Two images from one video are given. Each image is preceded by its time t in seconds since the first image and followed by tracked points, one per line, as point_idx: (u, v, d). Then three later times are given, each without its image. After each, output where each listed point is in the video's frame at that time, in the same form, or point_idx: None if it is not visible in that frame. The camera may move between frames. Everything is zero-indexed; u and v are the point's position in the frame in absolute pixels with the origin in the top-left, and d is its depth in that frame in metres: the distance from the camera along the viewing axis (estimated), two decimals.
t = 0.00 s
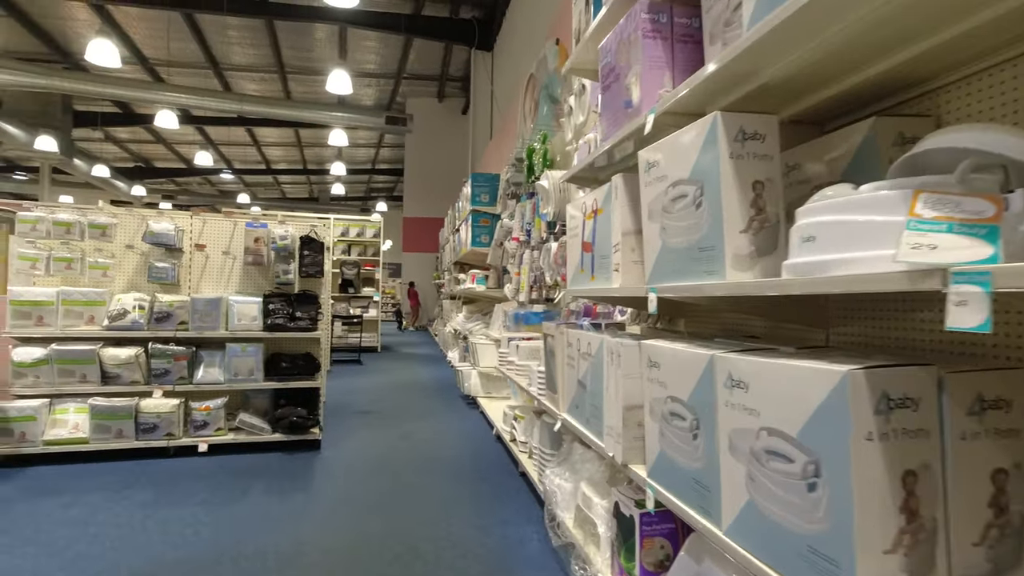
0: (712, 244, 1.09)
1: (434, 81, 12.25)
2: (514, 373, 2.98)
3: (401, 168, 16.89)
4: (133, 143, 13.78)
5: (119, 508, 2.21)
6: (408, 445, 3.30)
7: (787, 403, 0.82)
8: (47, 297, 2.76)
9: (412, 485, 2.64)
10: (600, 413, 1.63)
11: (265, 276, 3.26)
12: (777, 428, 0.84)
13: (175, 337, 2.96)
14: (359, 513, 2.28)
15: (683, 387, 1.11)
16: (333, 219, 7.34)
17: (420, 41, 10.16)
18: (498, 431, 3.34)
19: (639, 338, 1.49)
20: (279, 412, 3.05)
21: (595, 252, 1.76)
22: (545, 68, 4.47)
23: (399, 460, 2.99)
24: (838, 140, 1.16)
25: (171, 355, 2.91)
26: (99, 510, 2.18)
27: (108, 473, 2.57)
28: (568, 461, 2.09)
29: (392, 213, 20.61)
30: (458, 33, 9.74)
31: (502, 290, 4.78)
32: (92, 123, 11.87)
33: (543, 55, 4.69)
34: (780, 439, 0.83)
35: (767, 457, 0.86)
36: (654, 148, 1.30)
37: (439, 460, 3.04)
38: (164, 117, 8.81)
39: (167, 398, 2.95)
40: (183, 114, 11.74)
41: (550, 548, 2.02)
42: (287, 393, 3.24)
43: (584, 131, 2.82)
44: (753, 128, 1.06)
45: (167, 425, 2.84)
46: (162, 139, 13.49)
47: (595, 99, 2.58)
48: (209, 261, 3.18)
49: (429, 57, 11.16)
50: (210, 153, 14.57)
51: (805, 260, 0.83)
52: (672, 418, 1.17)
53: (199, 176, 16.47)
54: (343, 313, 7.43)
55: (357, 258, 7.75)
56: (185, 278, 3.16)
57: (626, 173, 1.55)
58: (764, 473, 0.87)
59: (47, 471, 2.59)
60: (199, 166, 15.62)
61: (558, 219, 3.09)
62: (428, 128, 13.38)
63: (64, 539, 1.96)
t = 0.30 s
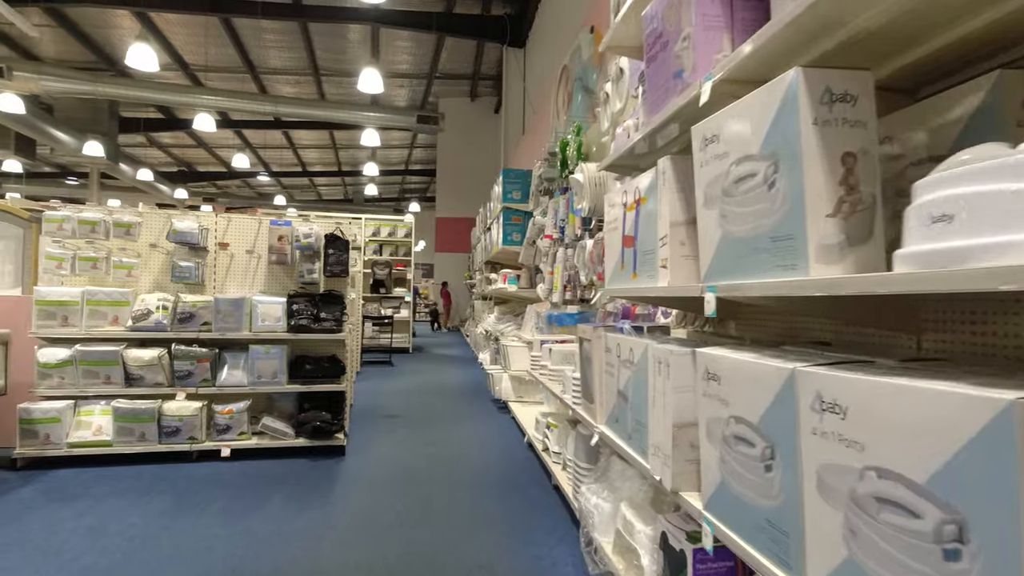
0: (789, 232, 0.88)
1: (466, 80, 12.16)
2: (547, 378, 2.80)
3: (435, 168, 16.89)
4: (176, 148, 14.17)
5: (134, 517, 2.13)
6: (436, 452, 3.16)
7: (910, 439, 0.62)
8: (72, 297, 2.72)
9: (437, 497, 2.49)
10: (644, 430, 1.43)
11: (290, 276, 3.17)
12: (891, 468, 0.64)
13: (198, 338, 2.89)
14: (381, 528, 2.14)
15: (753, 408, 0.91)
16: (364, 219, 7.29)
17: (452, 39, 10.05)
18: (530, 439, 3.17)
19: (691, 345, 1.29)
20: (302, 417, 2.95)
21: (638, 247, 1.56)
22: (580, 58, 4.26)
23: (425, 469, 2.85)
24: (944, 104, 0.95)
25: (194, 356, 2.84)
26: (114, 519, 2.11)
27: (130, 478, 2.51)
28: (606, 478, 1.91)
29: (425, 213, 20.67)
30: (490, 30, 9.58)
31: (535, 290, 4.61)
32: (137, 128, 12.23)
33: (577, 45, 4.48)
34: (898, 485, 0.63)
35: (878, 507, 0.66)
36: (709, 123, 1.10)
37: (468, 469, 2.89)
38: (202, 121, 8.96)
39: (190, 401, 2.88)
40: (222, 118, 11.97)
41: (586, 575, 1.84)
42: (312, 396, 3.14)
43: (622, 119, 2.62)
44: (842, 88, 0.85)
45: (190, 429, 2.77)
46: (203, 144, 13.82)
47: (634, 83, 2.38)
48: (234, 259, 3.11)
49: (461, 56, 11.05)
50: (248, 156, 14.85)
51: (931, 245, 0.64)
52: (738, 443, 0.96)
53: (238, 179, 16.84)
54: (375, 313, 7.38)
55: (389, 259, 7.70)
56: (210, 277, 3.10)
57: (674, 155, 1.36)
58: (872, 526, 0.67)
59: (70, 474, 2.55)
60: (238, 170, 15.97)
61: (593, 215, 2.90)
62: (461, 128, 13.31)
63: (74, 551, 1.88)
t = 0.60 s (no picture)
0: (886, 212, 0.67)
1: (494, 78, 12.02)
2: (576, 384, 2.62)
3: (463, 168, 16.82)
4: (211, 152, 14.44)
5: (142, 527, 2.04)
6: (459, 460, 3.00)
7: None
8: (88, 298, 2.67)
9: (458, 510, 2.33)
10: (688, 451, 1.23)
11: (309, 276, 3.07)
12: None
13: (214, 339, 2.80)
14: (396, 544, 1.99)
15: (835, 436, 0.71)
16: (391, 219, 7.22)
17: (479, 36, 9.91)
18: (559, 448, 2.98)
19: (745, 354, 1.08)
20: (320, 422, 2.84)
21: (679, 240, 1.37)
22: (610, 46, 4.05)
23: (447, 478, 2.69)
24: None
25: (211, 359, 2.75)
26: (122, 529, 2.02)
27: (143, 484, 2.43)
28: (643, 498, 1.72)
29: (454, 213, 20.66)
30: (517, 25, 9.40)
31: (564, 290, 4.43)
32: (173, 133, 12.48)
33: (607, 33, 4.28)
34: None
35: None
36: (771, 83, 0.90)
37: (492, 479, 2.72)
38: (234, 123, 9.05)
39: (207, 404, 2.80)
40: (253, 120, 12.12)
41: None
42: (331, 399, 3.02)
43: (656, 104, 2.41)
44: (956, 22, 0.64)
45: (206, 434, 2.68)
46: (236, 147, 14.06)
47: (670, 63, 2.18)
48: (252, 258, 3.03)
49: (489, 54, 10.91)
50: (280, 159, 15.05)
51: None
52: (814, 480, 0.76)
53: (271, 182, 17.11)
54: (402, 314, 7.28)
55: (416, 259, 7.61)
56: (227, 277, 3.02)
57: (723, 130, 1.16)
58: None
59: (85, 479, 2.49)
60: (271, 172, 16.20)
61: (626, 208, 2.70)
62: (489, 127, 13.18)
63: (78, 564, 1.78)
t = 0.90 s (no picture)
0: None
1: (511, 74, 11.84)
2: (599, 390, 2.44)
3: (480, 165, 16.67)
4: (230, 150, 14.50)
5: (135, 542, 1.91)
6: (474, 468, 2.85)
7: None
8: (87, 296, 2.56)
9: (472, 525, 2.17)
10: (738, 479, 1.04)
11: (317, 273, 2.94)
12: None
13: (217, 340, 2.68)
14: (402, 564, 1.84)
15: (971, 489, 0.53)
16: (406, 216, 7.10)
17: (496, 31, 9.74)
18: (579, 456, 2.81)
19: (813, 366, 0.90)
20: (328, 427, 2.71)
21: (723, 231, 1.18)
22: (632, 32, 3.86)
23: (460, 489, 2.54)
24: None
25: (214, 360, 2.63)
26: (113, 543, 1.90)
27: (141, 493, 2.32)
28: (676, 521, 1.54)
29: (471, 212, 20.54)
30: (535, 19, 9.20)
31: (584, 289, 4.24)
32: (191, 132, 12.54)
33: (629, 19, 4.08)
34: None
35: None
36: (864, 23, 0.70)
37: (507, 490, 2.56)
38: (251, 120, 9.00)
39: (210, 408, 2.68)
40: (270, 119, 12.11)
41: None
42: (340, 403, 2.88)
43: (687, 87, 2.21)
44: None
45: (209, 439, 2.57)
46: (254, 146, 14.09)
47: (702, 40, 1.99)
48: (258, 255, 2.90)
49: (506, 49, 10.72)
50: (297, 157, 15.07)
51: None
52: (932, 542, 0.58)
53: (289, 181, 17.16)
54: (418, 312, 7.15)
55: (431, 257, 7.49)
56: (233, 274, 2.90)
57: (782, 97, 0.97)
58: None
59: (83, 485, 2.39)
60: (289, 171, 16.24)
61: (652, 201, 2.51)
62: (506, 123, 13.01)
63: None
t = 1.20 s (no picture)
0: None
1: (518, 70, 11.68)
2: (613, 397, 2.26)
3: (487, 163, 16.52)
4: (237, 150, 14.45)
5: (112, 562, 1.78)
6: (479, 477, 2.70)
7: None
8: (71, 297, 2.43)
9: (475, 541, 2.03)
10: (784, 514, 0.88)
11: (314, 272, 2.80)
12: None
13: (208, 343, 2.54)
14: None
15: None
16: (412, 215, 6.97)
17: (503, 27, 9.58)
18: (591, 465, 2.65)
19: (884, 381, 0.73)
20: (325, 435, 2.56)
21: (760, 220, 1.01)
22: (644, 19, 3.69)
23: (464, 500, 2.39)
24: None
25: (204, 364, 2.49)
26: (89, 563, 1.76)
27: (125, 506, 2.19)
28: (700, 547, 1.38)
29: (479, 211, 20.40)
30: (543, 15, 9.03)
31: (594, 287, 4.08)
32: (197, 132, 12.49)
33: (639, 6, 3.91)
34: None
35: None
36: None
37: (514, 501, 2.41)
38: (255, 118, 8.90)
39: (200, 414, 2.54)
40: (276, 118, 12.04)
41: None
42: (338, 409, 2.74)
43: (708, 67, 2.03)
44: None
45: (199, 448, 2.43)
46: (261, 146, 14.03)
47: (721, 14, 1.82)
48: (251, 253, 2.77)
49: (513, 45, 10.56)
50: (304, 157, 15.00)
51: None
52: None
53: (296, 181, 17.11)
54: (424, 312, 7.02)
55: (438, 256, 7.34)
56: (226, 274, 2.77)
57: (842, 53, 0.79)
58: None
59: (65, 498, 2.26)
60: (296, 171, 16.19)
61: (665, 192, 2.32)
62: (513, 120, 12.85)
63: None
